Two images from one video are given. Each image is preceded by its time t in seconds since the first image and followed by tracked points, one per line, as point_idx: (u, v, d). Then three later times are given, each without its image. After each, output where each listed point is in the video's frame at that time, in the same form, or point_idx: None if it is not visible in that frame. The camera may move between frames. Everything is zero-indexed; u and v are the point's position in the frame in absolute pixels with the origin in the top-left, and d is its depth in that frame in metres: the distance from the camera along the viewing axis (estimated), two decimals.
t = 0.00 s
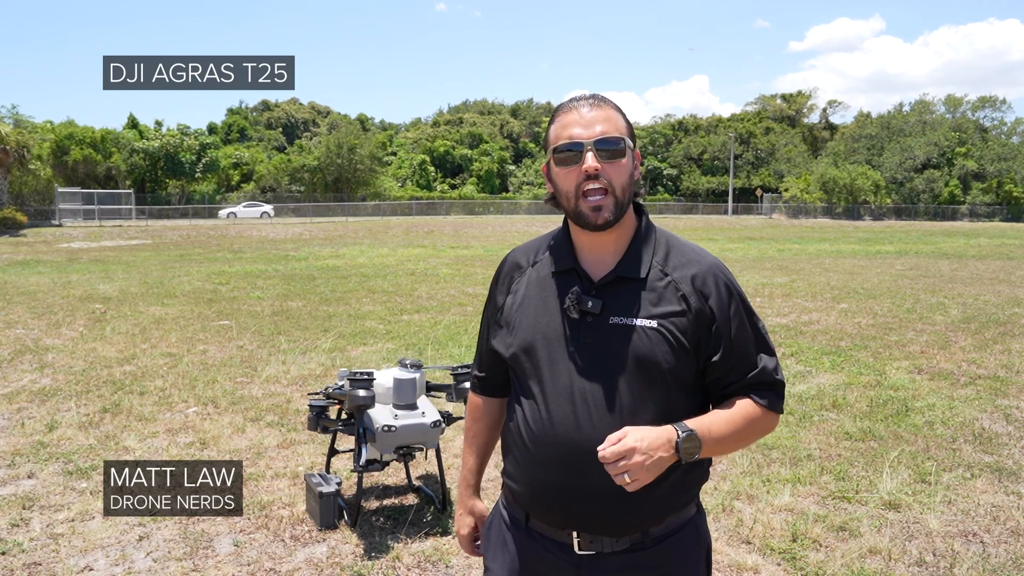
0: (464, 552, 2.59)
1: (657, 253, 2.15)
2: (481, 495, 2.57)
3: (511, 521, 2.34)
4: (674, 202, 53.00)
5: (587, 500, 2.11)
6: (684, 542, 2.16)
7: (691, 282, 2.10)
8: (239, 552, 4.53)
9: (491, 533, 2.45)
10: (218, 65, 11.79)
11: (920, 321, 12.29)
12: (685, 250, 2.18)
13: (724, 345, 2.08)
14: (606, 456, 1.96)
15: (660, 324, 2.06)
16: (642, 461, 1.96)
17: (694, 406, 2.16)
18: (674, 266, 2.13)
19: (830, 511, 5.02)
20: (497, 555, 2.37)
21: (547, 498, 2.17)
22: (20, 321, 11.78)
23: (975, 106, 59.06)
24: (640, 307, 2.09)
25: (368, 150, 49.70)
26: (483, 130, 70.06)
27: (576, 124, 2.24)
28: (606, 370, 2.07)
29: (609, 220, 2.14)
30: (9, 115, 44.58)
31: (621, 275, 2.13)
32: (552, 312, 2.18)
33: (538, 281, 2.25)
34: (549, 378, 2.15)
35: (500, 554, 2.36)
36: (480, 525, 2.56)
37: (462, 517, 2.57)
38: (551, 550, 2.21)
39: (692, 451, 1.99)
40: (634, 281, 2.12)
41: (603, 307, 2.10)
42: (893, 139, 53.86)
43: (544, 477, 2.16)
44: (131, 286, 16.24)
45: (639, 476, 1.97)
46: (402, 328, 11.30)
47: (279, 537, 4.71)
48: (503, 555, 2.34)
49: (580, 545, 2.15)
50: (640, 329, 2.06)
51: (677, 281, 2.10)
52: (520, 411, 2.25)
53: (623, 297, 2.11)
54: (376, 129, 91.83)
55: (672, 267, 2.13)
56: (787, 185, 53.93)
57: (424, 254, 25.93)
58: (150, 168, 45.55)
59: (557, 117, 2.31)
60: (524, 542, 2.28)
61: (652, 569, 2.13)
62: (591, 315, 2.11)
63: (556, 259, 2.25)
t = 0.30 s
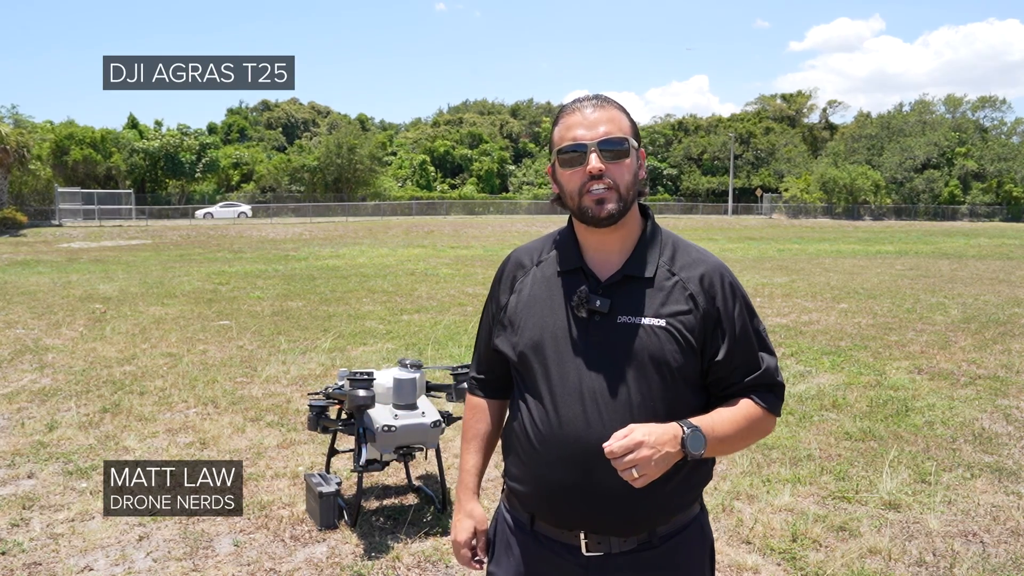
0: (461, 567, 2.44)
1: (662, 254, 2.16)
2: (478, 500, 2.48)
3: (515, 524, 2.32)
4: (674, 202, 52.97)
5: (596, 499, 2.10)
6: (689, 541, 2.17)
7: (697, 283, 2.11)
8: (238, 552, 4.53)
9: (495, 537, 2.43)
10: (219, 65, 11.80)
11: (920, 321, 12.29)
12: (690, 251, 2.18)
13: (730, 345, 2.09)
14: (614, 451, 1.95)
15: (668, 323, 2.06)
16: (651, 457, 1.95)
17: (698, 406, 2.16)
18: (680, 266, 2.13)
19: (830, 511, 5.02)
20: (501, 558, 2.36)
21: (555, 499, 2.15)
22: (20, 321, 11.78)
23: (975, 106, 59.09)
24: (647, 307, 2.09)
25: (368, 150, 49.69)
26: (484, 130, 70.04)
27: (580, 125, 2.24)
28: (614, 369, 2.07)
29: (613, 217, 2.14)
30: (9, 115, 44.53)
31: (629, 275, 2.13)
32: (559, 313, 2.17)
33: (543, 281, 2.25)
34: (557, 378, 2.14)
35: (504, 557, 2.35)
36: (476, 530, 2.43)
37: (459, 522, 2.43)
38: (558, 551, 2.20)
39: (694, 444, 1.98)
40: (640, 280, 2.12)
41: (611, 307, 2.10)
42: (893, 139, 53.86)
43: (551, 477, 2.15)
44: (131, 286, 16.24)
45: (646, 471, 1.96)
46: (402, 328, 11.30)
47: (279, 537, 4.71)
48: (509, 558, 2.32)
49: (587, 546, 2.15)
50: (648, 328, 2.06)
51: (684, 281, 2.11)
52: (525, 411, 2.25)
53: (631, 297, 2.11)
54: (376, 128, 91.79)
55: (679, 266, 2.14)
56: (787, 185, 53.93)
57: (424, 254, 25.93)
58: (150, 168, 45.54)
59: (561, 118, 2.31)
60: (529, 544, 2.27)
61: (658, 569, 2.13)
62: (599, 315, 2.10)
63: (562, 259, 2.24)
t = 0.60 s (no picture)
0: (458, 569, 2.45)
1: (663, 254, 2.16)
2: (476, 503, 2.47)
3: (517, 525, 2.33)
4: (674, 202, 52.97)
5: (599, 501, 2.10)
6: (691, 540, 2.17)
7: (699, 283, 2.11)
8: (239, 551, 4.53)
9: (495, 539, 2.43)
10: (219, 65, 11.79)
11: (920, 321, 12.29)
12: (692, 251, 2.18)
13: (731, 345, 2.09)
14: (619, 452, 1.95)
15: (672, 323, 2.06)
16: (658, 461, 1.96)
17: (699, 405, 2.16)
18: (682, 265, 2.13)
19: (830, 511, 5.02)
20: (502, 559, 2.36)
21: (557, 500, 2.15)
22: (19, 321, 11.78)
23: (975, 106, 59.08)
24: (650, 307, 2.09)
25: (368, 150, 49.66)
26: (484, 130, 70.03)
27: (582, 125, 2.24)
28: (617, 369, 2.07)
29: (614, 218, 2.14)
30: (9, 115, 44.47)
31: (631, 275, 2.13)
32: (561, 315, 2.17)
33: (545, 281, 2.25)
34: (561, 379, 2.13)
35: (506, 558, 2.35)
36: (473, 533, 2.43)
37: (456, 527, 2.43)
38: (559, 552, 2.20)
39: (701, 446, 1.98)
40: (642, 281, 2.13)
41: (614, 307, 2.10)
42: (893, 139, 53.84)
43: (553, 478, 2.15)
44: (131, 286, 16.23)
45: (652, 473, 1.95)
46: (401, 329, 11.30)
47: (279, 537, 4.71)
48: (512, 560, 2.32)
49: (590, 547, 2.15)
50: (648, 328, 2.06)
51: (686, 281, 2.11)
52: (526, 411, 2.24)
53: (634, 297, 2.11)
54: (376, 128, 91.74)
55: (681, 266, 2.14)
56: (787, 185, 53.92)
57: (424, 254, 25.93)
58: (150, 168, 45.53)
59: (563, 117, 2.31)
60: (530, 545, 2.27)
61: (662, 568, 2.13)
62: (602, 314, 2.10)
63: (565, 259, 2.23)
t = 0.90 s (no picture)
0: (457, 569, 2.45)
1: (663, 254, 2.16)
2: (475, 505, 2.47)
3: (516, 525, 2.33)
4: (674, 202, 52.93)
5: (599, 500, 2.10)
6: (691, 541, 2.17)
7: (699, 283, 2.11)
8: (239, 552, 4.53)
9: (494, 540, 2.42)
10: (218, 65, 11.79)
11: (920, 321, 12.29)
12: (693, 250, 2.18)
13: (731, 345, 2.09)
14: (620, 453, 1.94)
15: (672, 322, 2.07)
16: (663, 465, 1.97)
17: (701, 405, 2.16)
18: (681, 265, 2.13)
19: (830, 511, 5.02)
20: (502, 560, 2.37)
21: (559, 500, 2.15)
22: (19, 321, 11.78)
23: (975, 106, 59.05)
24: (649, 307, 2.09)
25: (368, 150, 49.66)
26: (484, 130, 70.02)
27: (582, 125, 2.24)
28: (617, 369, 2.07)
29: (614, 218, 2.14)
30: (9, 115, 44.47)
31: (631, 275, 2.13)
32: (560, 314, 2.17)
33: (545, 281, 2.24)
34: (560, 379, 2.14)
35: (506, 559, 2.35)
36: (470, 534, 2.43)
37: (454, 528, 2.43)
38: (560, 552, 2.20)
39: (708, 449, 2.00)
40: (641, 280, 2.12)
41: (613, 306, 2.10)
42: (893, 139, 53.84)
43: (554, 477, 2.15)
44: (131, 286, 16.23)
45: (653, 473, 1.96)
46: (401, 329, 11.30)
47: (279, 537, 4.71)
48: (511, 561, 2.32)
49: (590, 547, 2.15)
50: (649, 327, 2.06)
51: (685, 281, 2.11)
52: (527, 411, 2.24)
53: (633, 297, 2.11)
54: (376, 128, 91.76)
55: (680, 266, 2.14)
56: (787, 185, 53.93)
57: (424, 254, 25.92)
58: (150, 168, 45.52)
59: (562, 118, 2.30)
60: (531, 545, 2.27)
61: (663, 569, 2.13)
62: (601, 315, 2.10)
63: (564, 260, 2.23)
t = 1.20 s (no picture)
0: (457, 569, 2.45)
1: (661, 253, 2.16)
2: (475, 505, 2.47)
3: (515, 524, 2.33)
4: (674, 202, 52.90)
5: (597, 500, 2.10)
6: (689, 541, 2.17)
7: (697, 282, 2.11)
8: (239, 552, 4.53)
9: (494, 538, 2.42)
10: (219, 65, 11.80)
11: (920, 321, 12.29)
12: (690, 250, 2.18)
13: (729, 342, 2.09)
14: (618, 451, 1.95)
15: (670, 322, 2.06)
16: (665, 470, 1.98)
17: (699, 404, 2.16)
18: (680, 265, 2.13)
19: (830, 511, 5.02)
20: (501, 558, 2.36)
21: (558, 499, 2.15)
22: (19, 321, 11.78)
23: (975, 106, 59.00)
24: (649, 307, 2.08)
25: (368, 150, 49.65)
26: (484, 130, 70.01)
27: (581, 125, 2.24)
28: (615, 366, 2.07)
29: (613, 216, 2.14)
30: (9, 114, 44.48)
31: (629, 275, 2.13)
32: (559, 314, 2.17)
33: (544, 281, 2.25)
34: (559, 379, 2.13)
35: (505, 558, 2.35)
36: (471, 535, 2.43)
37: (454, 528, 2.44)
38: (559, 552, 2.20)
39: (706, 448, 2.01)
40: (640, 280, 2.12)
41: (612, 307, 2.10)
42: (893, 139, 53.82)
43: (553, 477, 2.15)
44: (131, 286, 16.23)
45: (650, 471, 1.96)
46: (401, 329, 11.30)
47: (279, 537, 4.71)
48: (509, 560, 2.32)
49: (589, 547, 2.15)
50: (647, 327, 2.06)
51: (684, 281, 2.11)
52: (526, 412, 2.24)
53: (632, 296, 2.11)
54: (376, 128, 91.80)
55: (679, 266, 2.14)
56: (787, 185, 53.92)
57: (424, 254, 25.92)
58: (150, 168, 45.48)
59: (562, 118, 2.30)
60: (530, 544, 2.27)
61: (661, 567, 2.13)
62: (600, 315, 2.10)
63: (563, 260, 2.24)
